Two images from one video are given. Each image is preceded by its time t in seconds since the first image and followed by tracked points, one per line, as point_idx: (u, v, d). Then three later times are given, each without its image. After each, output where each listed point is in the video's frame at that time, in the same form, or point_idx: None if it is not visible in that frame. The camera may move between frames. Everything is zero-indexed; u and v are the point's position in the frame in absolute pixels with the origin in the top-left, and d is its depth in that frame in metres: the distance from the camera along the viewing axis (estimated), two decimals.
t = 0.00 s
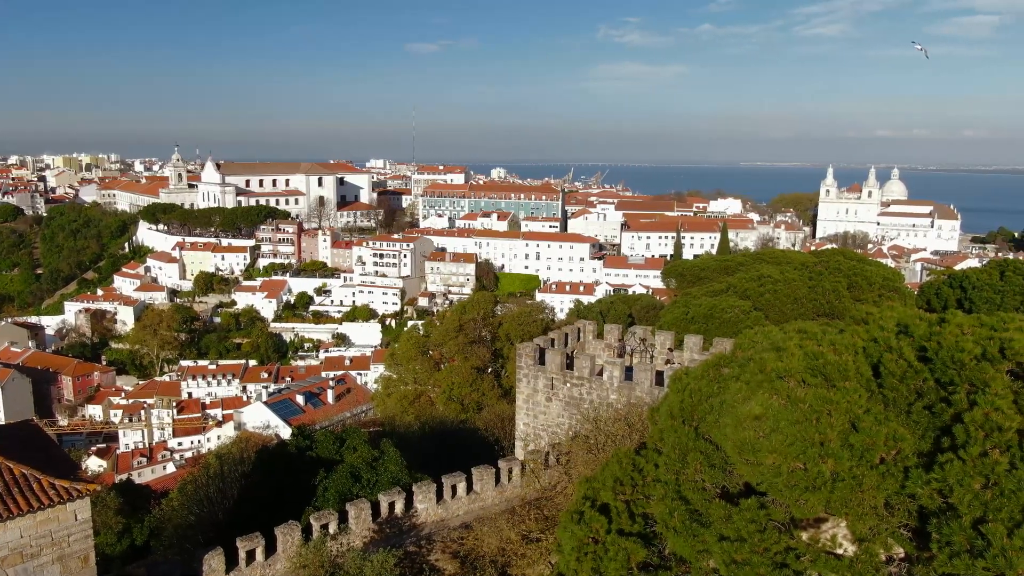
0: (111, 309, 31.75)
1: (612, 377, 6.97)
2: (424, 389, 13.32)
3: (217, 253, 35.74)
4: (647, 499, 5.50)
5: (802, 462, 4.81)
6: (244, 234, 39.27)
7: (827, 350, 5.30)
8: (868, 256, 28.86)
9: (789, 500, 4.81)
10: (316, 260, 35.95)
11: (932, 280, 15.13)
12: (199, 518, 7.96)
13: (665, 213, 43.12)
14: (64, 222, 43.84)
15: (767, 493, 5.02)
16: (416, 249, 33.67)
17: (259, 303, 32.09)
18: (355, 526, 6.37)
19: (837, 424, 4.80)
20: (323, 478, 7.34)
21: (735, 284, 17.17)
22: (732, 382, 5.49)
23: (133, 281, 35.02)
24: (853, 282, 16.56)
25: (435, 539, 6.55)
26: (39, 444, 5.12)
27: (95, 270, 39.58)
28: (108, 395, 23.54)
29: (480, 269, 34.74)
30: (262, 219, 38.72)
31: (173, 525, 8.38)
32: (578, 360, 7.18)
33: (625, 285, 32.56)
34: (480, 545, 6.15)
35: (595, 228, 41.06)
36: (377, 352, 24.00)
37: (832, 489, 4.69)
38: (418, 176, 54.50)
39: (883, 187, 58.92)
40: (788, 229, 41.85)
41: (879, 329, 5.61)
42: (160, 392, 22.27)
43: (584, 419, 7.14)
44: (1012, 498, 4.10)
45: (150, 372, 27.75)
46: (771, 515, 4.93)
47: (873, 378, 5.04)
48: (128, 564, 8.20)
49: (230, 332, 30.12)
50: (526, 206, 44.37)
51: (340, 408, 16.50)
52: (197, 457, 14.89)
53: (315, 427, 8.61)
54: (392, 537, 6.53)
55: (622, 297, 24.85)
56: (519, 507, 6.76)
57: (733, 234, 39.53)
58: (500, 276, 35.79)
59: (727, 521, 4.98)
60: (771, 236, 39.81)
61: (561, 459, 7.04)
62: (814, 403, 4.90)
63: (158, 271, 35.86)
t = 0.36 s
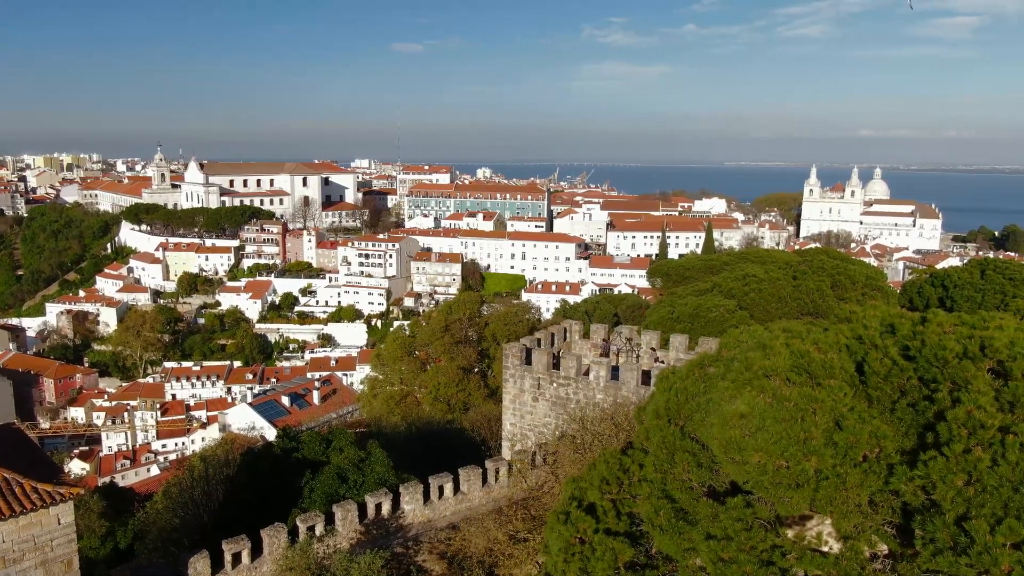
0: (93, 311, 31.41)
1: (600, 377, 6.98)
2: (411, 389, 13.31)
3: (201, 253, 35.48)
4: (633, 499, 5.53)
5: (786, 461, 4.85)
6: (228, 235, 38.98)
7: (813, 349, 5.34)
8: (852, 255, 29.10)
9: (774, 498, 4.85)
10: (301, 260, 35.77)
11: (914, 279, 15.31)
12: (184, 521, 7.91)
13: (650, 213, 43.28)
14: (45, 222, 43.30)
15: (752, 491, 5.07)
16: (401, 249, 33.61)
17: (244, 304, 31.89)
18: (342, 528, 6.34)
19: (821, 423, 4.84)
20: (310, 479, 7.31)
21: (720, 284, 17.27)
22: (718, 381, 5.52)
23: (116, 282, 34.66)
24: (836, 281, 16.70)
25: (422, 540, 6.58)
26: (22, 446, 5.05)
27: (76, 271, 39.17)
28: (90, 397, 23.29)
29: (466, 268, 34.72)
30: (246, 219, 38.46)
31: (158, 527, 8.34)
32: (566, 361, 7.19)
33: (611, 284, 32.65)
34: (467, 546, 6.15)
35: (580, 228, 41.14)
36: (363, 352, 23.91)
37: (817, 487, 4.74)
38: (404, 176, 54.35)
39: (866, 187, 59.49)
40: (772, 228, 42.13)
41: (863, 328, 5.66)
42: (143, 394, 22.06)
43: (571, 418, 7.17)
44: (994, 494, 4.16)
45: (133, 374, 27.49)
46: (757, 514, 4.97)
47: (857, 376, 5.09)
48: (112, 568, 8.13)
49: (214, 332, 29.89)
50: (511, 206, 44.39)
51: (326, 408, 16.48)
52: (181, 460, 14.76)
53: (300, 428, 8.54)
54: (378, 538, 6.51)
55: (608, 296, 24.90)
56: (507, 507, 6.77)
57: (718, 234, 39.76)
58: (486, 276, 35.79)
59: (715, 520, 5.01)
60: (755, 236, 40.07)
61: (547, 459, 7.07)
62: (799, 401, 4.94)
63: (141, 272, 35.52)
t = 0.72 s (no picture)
0: (82, 311, 31.18)
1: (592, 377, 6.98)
2: (403, 390, 13.27)
3: (190, 254, 35.30)
4: (625, 499, 5.54)
5: (778, 461, 4.87)
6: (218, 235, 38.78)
7: (804, 349, 5.36)
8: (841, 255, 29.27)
9: (765, 498, 4.87)
10: (292, 261, 35.65)
11: (903, 278, 15.42)
12: (175, 523, 7.87)
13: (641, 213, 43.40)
14: (32, 223, 42.94)
15: (744, 491, 5.09)
16: (392, 249, 33.56)
17: (234, 304, 31.77)
18: (333, 529, 6.33)
19: (813, 424, 4.86)
20: (301, 480, 7.28)
21: (711, 284, 17.33)
22: (708, 381, 5.53)
23: (105, 283, 34.40)
24: (826, 281, 16.78)
25: (414, 541, 6.57)
26: (11, 448, 4.99)
27: (65, 271, 38.86)
28: (79, 398, 23.14)
29: (457, 269, 34.71)
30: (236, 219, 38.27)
31: (148, 530, 8.30)
32: (558, 361, 7.19)
33: (602, 284, 32.72)
34: (459, 547, 6.14)
35: (571, 228, 41.18)
36: (354, 353, 23.85)
37: (809, 488, 4.76)
38: (395, 176, 54.24)
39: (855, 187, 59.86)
40: (762, 228, 42.31)
41: (853, 328, 5.69)
42: (133, 395, 21.93)
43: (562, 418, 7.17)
44: (983, 493, 4.20)
45: (123, 375, 27.31)
46: (749, 514, 4.99)
47: (849, 375, 5.11)
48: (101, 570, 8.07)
49: (204, 333, 29.71)
50: (502, 206, 44.39)
51: (316, 409, 16.40)
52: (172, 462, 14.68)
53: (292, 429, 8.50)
54: (370, 539, 6.50)
55: (600, 296, 24.94)
56: (499, 507, 6.78)
57: (708, 234, 39.91)
58: (477, 276, 35.80)
59: (707, 520, 5.03)
60: (746, 236, 40.26)
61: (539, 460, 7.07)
62: (790, 401, 4.96)
63: (131, 273, 35.31)
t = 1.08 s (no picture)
0: (70, 313, 30.91)
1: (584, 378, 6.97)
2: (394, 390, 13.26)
3: (180, 255, 35.07)
4: (617, 501, 5.55)
5: (771, 462, 4.88)
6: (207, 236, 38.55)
7: (795, 350, 5.37)
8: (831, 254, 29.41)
9: (758, 499, 4.88)
10: (282, 261, 35.51)
11: (892, 278, 15.53)
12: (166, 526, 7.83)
13: (632, 213, 43.47)
14: (20, 224, 42.55)
15: (736, 492, 5.10)
16: (383, 249, 33.48)
17: (224, 305, 31.61)
18: (325, 531, 6.30)
19: (804, 424, 4.88)
20: (292, 482, 7.24)
21: (701, 284, 17.37)
22: (699, 382, 5.53)
23: (93, 284, 34.10)
24: (816, 281, 16.84)
25: (406, 543, 6.56)
26: None
27: (53, 272, 38.53)
28: (68, 401, 22.96)
29: (448, 269, 34.66)
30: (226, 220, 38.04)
31: (137, 533, 8.25)
32: (549, 361, 7.20)
33: (593, 284, 32.76)
34: (452, 547, 6.13)
35: (563, 228, 41.19)
36: (344, 353, 23.78)
37: (801, 489, 4.77)
38: (386, 176, 54.10)
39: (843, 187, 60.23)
40: (752, 228, 42.47)
41: (843, 329, 5.72)
42: (122, 397, 21.76)
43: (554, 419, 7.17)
44: (973, 493, 4.23)
45: (112, 376, 27.09)
46: (742, 514, 5.01)
47: (840, 376, 5.14)
48: (91, 574, 8.00)
49: (194, 334, 29.50)
50: (493, 206, 44.36)
51: (307, 410, 16.34)
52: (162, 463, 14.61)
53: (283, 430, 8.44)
54: (362, 541, 6.47)
55: (591, 296, 24.97)
56: (491, 508, 6.78)
57: (699, 234, 40.03)
58: (468, 276, 35.78)
59: (700, 519, 5.05)
60: (736, 236, 40.40)
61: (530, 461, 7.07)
62: (781, 402, 4.97)
63: (119, 274, 35.06)
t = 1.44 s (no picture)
0: (54, 315, 30.59)
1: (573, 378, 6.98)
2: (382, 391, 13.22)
3: (165, 256, 34.81)
4: (606, 501, 5.56)
5: (758, 461, 4.91)
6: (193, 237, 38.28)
7: (782, 350, 5.40)
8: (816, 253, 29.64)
9: (746, 499, 4.91)
10: (268, 262, 35.33)
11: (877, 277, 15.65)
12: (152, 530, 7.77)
13: (619, 213, 43.60)
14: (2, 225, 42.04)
15: (725, 492, 5.13)
16: (371, 250, 33.40)
17: (210, 306, 31.38)
18: (314, 534, 6.26)
19: (791, 424, 4.92)
20: (280, 485, 7.20)
21: (689, 284, 17.44)
22: (687, 383, 5.55)
23: (77, 286, 33.74)
24: (802, 280, 16.95)
25: (396, 545, 6.55)
26: None
27: (36, 274, 38.09)
28: (52, 403, 22.73)
29: (436, 269, 34.61)
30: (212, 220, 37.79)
31: (123, 536, 8.18)
32: (538, 362, 7.21)
33: (581, 284, 32.83)
34: (441, 548, 6.13)
35: (550, 228, 41.25)
36: (332, 354, 23.69)
37: (788, 488, 4.80)
38: (373, 177, 53.96)
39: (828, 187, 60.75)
40: (739, 227, 42.74)
41: (828, 329, 5.77)
42: (106, 399, 21.57)
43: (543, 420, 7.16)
44: (958, 492, 4.27)
45: (97, 379, 26.83)
46: (730, 515, 5.04)
47: (827, 376, 5.19)
48: None
49: (180, 336, 29.28)
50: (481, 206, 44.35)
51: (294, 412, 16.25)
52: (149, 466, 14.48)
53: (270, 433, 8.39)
54: (351, 543, 6.44)
55: (579, 296, 25.04)
56: (480, 509, 6.79)
57: (685, 233, 40.23)
58: (456, 277, 35.76)
59: (689, 519, 5.07)
60: (722, 236, 40.63)
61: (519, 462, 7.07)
62: (769, 402, 4.99)
63: (104, 275, 34.76)
